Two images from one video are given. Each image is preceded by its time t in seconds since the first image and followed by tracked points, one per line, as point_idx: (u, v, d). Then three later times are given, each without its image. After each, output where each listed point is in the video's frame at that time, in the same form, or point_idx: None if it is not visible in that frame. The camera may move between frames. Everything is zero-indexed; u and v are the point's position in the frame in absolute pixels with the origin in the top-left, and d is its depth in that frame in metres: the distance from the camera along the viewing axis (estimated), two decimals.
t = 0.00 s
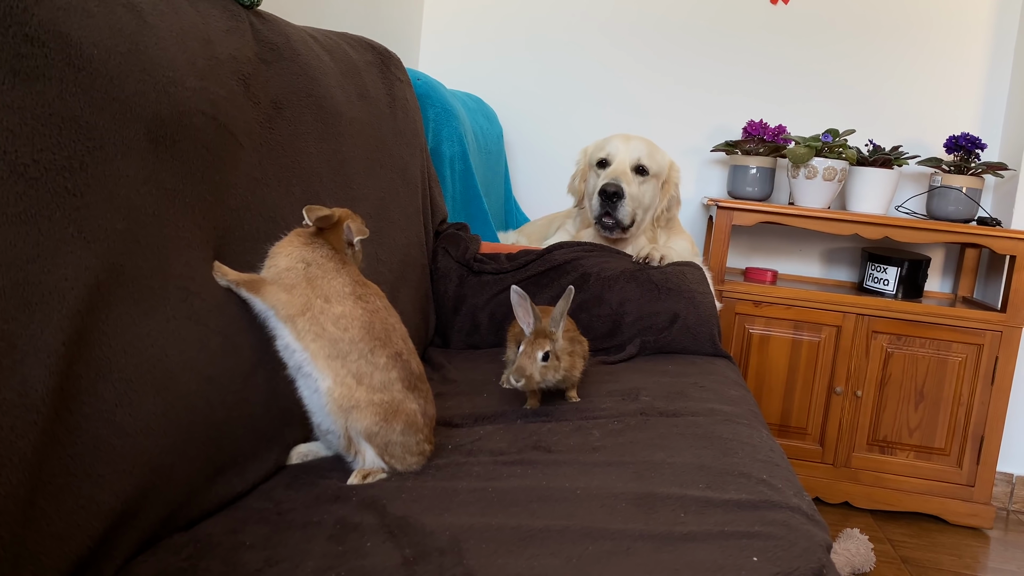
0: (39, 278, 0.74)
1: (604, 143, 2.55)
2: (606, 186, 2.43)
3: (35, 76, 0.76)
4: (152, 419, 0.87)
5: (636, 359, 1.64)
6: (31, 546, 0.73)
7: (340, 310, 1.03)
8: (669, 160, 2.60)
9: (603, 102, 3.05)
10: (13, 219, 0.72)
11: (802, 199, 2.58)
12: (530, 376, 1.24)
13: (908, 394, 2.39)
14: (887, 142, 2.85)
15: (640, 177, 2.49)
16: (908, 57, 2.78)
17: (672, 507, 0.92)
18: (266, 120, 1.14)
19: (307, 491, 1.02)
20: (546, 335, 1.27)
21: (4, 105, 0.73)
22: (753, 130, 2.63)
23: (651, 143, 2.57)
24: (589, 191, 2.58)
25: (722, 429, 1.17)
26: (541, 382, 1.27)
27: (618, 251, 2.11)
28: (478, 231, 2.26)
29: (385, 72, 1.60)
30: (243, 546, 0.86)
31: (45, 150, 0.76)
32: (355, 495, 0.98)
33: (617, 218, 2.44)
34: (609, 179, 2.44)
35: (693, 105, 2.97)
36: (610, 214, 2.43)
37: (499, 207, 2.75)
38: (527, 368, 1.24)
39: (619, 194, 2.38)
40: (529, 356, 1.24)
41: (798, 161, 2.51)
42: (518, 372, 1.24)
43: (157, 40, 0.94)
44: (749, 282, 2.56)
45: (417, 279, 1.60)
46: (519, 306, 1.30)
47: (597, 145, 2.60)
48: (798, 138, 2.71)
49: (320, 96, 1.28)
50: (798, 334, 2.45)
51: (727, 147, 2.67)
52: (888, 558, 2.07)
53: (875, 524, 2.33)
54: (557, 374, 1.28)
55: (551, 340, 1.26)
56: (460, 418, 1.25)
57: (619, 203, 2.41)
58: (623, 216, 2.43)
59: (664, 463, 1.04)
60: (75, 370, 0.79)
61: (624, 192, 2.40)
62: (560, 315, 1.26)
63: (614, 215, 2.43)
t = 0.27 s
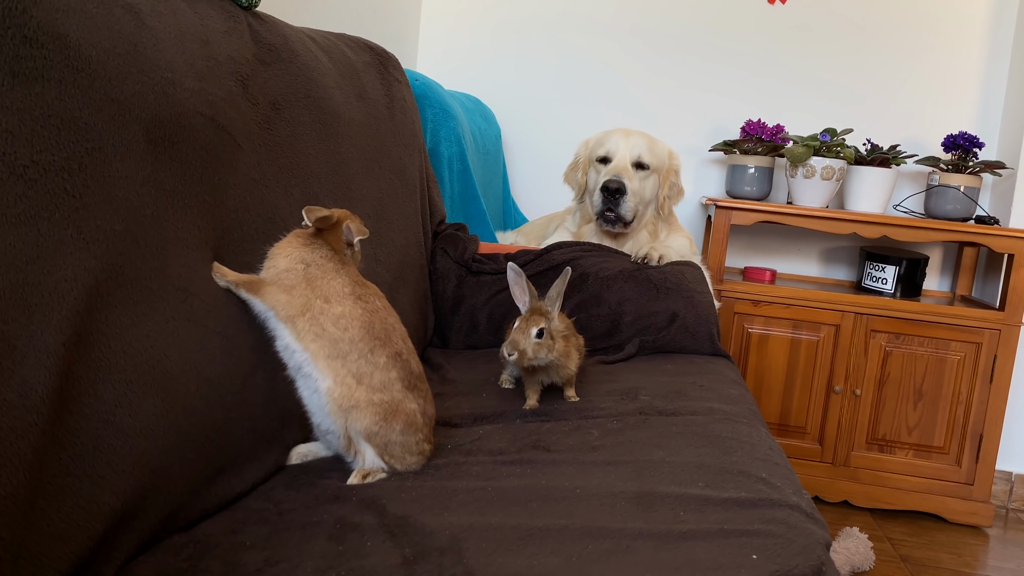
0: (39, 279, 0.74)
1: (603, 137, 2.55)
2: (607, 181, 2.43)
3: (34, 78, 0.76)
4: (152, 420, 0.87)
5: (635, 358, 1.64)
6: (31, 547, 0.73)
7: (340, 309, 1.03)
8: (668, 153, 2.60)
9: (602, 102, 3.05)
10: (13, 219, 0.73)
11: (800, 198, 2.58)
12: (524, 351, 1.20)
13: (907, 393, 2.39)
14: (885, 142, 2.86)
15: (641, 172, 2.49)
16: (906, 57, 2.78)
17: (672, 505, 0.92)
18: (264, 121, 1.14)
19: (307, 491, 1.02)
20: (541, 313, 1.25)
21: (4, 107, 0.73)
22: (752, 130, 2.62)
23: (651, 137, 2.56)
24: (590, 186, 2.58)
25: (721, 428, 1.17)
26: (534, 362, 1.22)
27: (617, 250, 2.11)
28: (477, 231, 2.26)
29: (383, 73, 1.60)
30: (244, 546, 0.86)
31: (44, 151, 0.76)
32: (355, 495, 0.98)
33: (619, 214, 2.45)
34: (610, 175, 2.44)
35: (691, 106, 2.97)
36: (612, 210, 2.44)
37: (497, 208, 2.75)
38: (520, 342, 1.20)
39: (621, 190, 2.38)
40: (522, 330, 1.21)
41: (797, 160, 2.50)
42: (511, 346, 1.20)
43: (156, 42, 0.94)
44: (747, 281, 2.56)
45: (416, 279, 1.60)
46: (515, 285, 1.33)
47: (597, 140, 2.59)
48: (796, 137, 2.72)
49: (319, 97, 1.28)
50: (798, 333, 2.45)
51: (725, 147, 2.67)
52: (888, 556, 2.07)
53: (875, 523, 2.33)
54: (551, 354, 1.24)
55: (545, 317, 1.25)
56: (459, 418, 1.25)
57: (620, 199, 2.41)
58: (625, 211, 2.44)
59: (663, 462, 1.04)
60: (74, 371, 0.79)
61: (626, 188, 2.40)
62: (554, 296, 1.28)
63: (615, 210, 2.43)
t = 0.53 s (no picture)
0: (35, 280, 0.74)
1: (611, 136, 2.55)
2: (632, 179, 2.42)
3: (30, 78, 0.76)
4: (149, 422, 0.87)
5: (635, 359, 1.64)
6: (28, 550, 0.72)
7: (340, 310, 1.03)
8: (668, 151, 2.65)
9: (600, 102, 3.05)
10: (9, 220, 0.72)
11: (800, 197, 2.58)
12: (521, 351, 1.20)
13: (907, 392, 2.39)
14: (883, 142, 2.86)
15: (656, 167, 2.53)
16: (903, 57, 2.79)
17: (673, 505, 0.92)
18: (262, 121, 1.14)
19: (306, 492, 1.02)
20: (539, 312, 1.25)
21: None
22: (751, 129, 2.63)
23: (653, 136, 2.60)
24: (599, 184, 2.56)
25: (721, 428, 1.17)
26: (533, 361, 1.22)
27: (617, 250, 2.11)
28: (475, 232, 2.26)
29: (381, 73, 1.59)
30: (242, 548, 0.85)
31: (41, 151, 0.76)
32: (355, 496, 0.98)
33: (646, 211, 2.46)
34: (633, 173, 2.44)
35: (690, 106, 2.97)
36: (642, 208, 2.44)
37: (496, 209, 2.74)
38: (518, 341, 1.20)
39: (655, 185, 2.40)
40: (520, 330, 1.21)
41: (796, 160, 2.50)
42: (509, 346, 1.20)
43: (153, 42, 0.93)
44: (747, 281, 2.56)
45: (415, 280, 1.60)
46: (514, 282, 1.32)
47: (603, 138, 2.58)
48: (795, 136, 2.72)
49: (317, 97, 1.28)
50: (797, 333, 2.45)
51: (725, 146, 2.66)
52: (889, 556, 2.07)
53: (875, 523, 2.33)
54: (550, 353, 1.23)
55: (543, 316, 1.24)
56: (459, 419, 1.24)
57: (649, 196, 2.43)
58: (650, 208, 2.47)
59: (664, 462, 1.04)
60: (71, 373, 0.78)
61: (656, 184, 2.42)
62: (554, 294, 1.28)
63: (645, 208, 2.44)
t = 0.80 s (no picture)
0: (34, 283, 0.74)
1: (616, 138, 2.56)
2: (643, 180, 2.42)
3: (29, 80, 0.75)
4: (149, 425, 0.86)
5: (636, 360, 1.64)
6: (27, 555, 0.72)
7: (340, 313, 1.02)
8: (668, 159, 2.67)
9: (599, 103, 3.05)
10: (7, 223, 0.72)
11: (800, 198, 2.59)
12: (523, 353, 1.19)
13: (908, 393, 2.39)
14: (881, 142, 2.86)
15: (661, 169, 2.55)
16: (902, 58, 2.79)
17: (676, 508, 0.91)
18: (262, 123, 1.14)
19: (307, 496, 1.01)
20: (540, 315, 1.24)
21: None
22: (751, 130, 2.63)
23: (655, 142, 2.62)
24: (605, 185, 2.54)
25: (723, 430, 1.17)
26: (534, 364, 1.22)
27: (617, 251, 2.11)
28: (475, 234, 2.25)
29: (381, 75, 1.59)
30: (243, 553, 0.85)
31: (39, 153, 0.76)
32: (356, 500, 0.97)
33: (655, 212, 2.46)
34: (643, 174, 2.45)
35: (689, 107, 2.97)
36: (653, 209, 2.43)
37: (495, 210, 2.74)
38: (519, 343, 1.19)
39: (668, 186, 2.39)
40: (522, 332, 1.20)
41: (796, 161, 2.50)
42: (511, 348, 1.19)
43: (152, 44, 0.93)
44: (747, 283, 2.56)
45: (415, 282, 1.59)
46: (515, 286, 1.32)
47: (608, 141, 2.58)
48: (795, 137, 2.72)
49: (317, 98, 1.28)
50: (797, 334, 2.45)
51: (725, 147, 2.66)
52: (890, 557, 2.07)
53: (876, 524, 2.33)
54: (551, 356, 1.23)
55: (545, 319, 1.24)
56: (460, 421, 1.24)
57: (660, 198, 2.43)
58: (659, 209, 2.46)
59: (667, 464, 1.04)
60: (70, 377, 0.78)
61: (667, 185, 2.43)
62: (554, 298, 1.28)
63: (657, 209, 2.44)
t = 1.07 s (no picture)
0: (31, 289, 0.73)
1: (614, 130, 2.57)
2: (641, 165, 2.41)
3: (26, 85, 0.75)
4: (147, 430, 0.86)
5: (635, 363, 1.64)
6: (25, 562, 0.71)
7: (339, 317, 1.02)
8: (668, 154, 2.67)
9: (597, 106, 3.05)
10: (5, 229, 0.72)
11: (798, 200, 2.59)
12: (522, 357, 1.19)
13: (907, 395, 2.39)
14: (880, 144, 2.86)
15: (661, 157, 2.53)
16: (900, 60, 2.80)
17: (675, 511, 0.91)
18: (259, 127, 1.14)
19: (306, 500, 1.01)
20: (539, 319, 1.25)
21: None
22: (749, 133, 2.63)
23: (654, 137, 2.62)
24: (605, 178, 2.54)
25: (723, 433, 1.16)
26: (534, 368, 1.22)
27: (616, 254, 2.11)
28: (474, 237, 2.25)
29: (379, 79, 1.59)
30: (241, 558, 0.84)
31: (38, 158, 0.76)
32: (355, 504, 0.97)
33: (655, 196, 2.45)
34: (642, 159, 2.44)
35: (688, 109, 2.97)
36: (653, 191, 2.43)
37: (494, 213, 2.74)
38: (518, 348, 1.20)
39: (666, 164, 2.38)
40: (520, 337, 1.21)
41: (795, 163, 2.51)
42: (510, 353, 1.20)
43: (149, 48, 0.93)
44: (746, 285, 2.56)
45: (414, 285, 1.59)
46: (514, 290, 1.31)
47: (606, 136, 2.59)
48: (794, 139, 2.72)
49: (315, 101, 1.28)
50: (796, 336, 2.45)
51: (723, 149, 2.67)
52: (891, 559, 2.06)
53: (876, 527, 2.33)
54: (551, 359, 1.23)
55: (544, 323, 1.24)
56: (459, 425, 1.24)
57: (659, 181, 2.42)
58: (659, 194, 2.46)
59: (666, 467, 1.03)
60: (68, 382, 0.78)
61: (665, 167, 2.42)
62: (553, 301, 1.28)
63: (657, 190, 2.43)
